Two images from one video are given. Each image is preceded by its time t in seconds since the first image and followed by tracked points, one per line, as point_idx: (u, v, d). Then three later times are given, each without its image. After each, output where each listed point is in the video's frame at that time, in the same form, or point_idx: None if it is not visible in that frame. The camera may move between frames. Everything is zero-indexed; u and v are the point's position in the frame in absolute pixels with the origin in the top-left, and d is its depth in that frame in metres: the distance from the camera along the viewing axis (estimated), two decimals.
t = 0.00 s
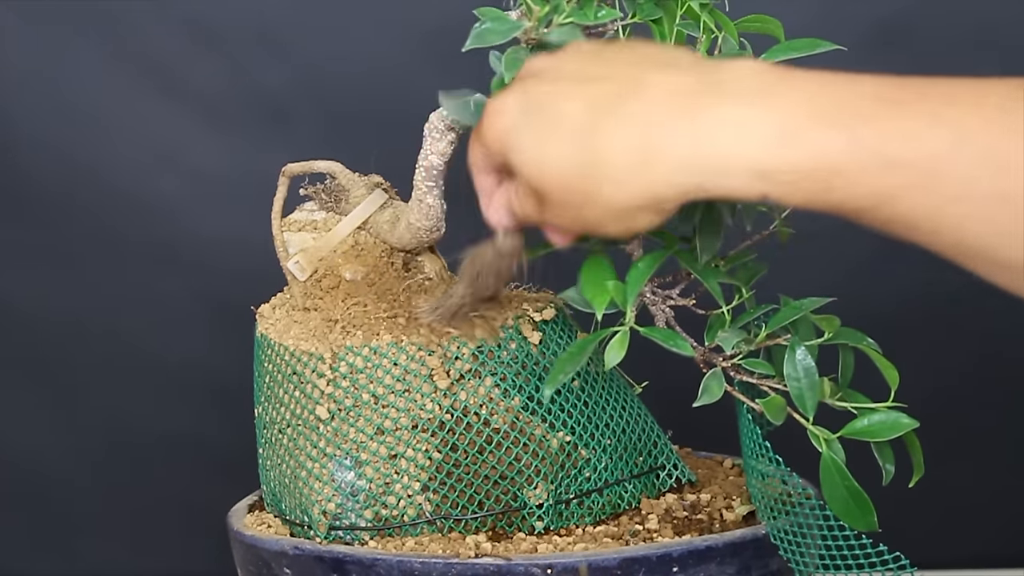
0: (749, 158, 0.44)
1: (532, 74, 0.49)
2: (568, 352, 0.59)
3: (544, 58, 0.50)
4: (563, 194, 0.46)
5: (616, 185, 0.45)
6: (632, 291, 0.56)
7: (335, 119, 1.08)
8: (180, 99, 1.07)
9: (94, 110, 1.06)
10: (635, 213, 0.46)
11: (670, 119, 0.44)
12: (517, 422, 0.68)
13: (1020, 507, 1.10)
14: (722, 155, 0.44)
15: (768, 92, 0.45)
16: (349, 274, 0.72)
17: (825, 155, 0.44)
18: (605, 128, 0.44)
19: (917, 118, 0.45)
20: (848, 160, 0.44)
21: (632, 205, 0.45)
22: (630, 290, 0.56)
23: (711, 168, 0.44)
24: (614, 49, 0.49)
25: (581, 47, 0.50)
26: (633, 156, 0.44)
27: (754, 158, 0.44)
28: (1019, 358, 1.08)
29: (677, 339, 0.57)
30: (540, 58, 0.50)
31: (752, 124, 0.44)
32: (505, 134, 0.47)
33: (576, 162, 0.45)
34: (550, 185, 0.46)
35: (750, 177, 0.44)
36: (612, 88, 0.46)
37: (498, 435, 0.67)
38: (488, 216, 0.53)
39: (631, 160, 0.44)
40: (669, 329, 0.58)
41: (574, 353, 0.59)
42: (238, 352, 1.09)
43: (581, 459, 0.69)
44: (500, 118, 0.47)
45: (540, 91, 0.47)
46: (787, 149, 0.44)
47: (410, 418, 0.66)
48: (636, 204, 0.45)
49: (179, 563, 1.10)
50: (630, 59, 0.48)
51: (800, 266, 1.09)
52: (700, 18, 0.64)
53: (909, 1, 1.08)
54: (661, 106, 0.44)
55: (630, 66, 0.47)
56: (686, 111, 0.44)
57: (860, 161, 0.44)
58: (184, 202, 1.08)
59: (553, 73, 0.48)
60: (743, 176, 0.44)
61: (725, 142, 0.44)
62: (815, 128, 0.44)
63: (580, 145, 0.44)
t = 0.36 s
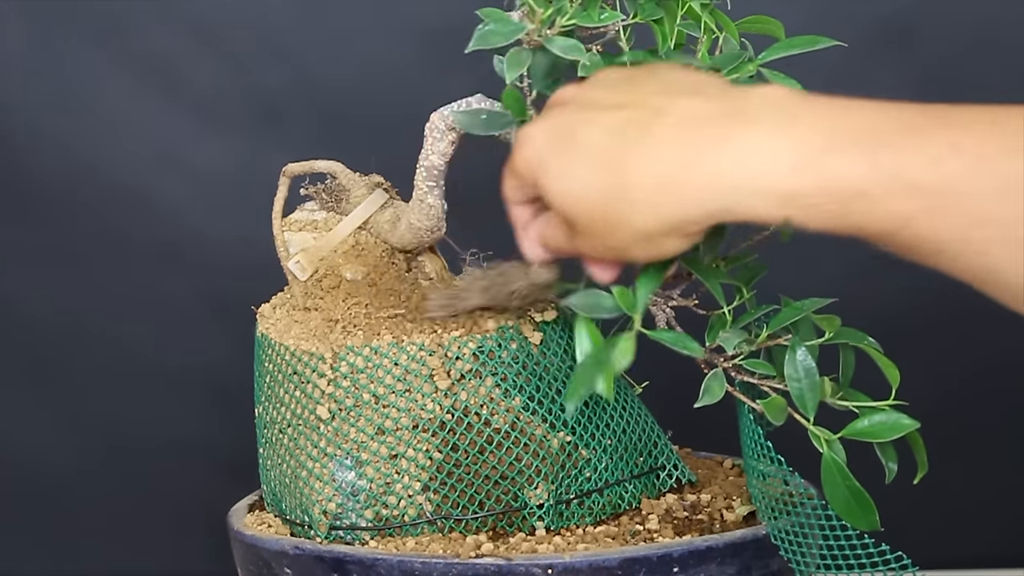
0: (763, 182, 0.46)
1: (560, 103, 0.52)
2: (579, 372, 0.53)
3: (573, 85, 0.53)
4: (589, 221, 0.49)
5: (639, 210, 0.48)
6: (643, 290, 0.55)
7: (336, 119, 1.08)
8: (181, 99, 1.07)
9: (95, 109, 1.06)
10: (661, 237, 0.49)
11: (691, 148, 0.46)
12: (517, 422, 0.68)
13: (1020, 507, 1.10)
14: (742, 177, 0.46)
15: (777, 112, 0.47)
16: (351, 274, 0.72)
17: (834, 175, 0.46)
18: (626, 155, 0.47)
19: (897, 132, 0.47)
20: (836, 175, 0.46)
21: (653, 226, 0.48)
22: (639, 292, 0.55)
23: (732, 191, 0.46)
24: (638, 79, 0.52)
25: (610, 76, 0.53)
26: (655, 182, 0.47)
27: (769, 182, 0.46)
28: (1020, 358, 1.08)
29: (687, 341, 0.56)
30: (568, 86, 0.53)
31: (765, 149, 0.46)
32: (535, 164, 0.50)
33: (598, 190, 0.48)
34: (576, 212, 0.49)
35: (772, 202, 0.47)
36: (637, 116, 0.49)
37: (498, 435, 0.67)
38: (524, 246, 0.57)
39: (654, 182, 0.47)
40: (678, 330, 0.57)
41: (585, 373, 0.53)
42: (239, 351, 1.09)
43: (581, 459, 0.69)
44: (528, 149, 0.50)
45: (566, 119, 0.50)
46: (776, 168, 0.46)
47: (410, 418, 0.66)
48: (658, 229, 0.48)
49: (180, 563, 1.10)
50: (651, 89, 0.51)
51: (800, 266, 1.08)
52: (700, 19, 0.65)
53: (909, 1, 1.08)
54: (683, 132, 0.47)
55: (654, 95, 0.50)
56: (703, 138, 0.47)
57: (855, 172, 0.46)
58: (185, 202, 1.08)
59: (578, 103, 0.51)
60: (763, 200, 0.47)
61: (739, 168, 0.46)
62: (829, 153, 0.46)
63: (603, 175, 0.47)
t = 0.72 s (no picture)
0: (749, 214, 0.45)
1: (543, 117, 0.50)
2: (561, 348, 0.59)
3: (558, 101, 0.52)
4: (567, 236, 0.47)
5: (622, 235, 0.46)
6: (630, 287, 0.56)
7: (335, 120, 1.08)
8: (180, 100, 1.07)
9: (94, 109, 1.06)
10: (638, 259, 0.47)
11: (676, 175, 0.45)
12: (517, 421, 0.68)
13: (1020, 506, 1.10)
14: (724, 204, 0.45)
15: (766, 142, 0.46)
16: (349, 274, 0.73)
17: (816, 206, 0.45)
18: (608, 175, 0.45)
19: (893, 139, 0.46)
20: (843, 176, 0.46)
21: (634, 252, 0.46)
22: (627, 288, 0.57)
23: (717, 224, 0.45)
24: (623, 100, 0.51)
25: (593, 94, 0.52)
26: (643, 209, 0.45)
27: (754, 214, 0.45)
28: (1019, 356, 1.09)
29: (673, 339, 0.57)
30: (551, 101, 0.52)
31: (751, 178, 0.45)
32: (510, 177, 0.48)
33: (578, 209, 0.46)
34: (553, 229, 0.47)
35: (750, 230, 0.45)
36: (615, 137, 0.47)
37: (498, 434, 0.67)
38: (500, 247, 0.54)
39: (637, 210, 0.45)
40: (668, 329, 0.58)
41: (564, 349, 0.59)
42: (238, 352, 1.09)
43: (581, 458, 0.69)
44: (509, 161, 0.48)
45: (544, 135, 0.48)
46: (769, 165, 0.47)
47: (410, 418, 0.66)
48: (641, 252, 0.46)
49: (179, 563, 1.10)
50: (634, 109, 0.49)
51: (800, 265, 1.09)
52: (698, 18, 0.65)
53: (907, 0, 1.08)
54: (669, 157, 0.45)
55: (640, 117, 0.48)
56: (685, 164, 0.45)
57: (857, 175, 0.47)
58: (184, 203, 1.08)
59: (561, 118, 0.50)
60: (745, 230, 0.45)
61: (726, 198, 0.44)
62: (809, 178, 0.45)
63: (582, 195, 0.45)
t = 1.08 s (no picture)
0: (744, 204, 0.45)
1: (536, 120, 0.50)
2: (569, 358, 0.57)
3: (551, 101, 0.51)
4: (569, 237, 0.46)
5: (617, 230, 0.45)
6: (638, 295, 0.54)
7: (336, 119, 1.08)
8: (181, 100, 1.07)
9: (94, 109, 1.06)
10: (636, 255, 0.47)
11: (673, 165, 0.45)
12: (517, 421, 0.68)
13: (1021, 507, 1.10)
14: (723, 194, 0.44)
15: (763, 134, 0.46)
16: (349, 274, 0.73)
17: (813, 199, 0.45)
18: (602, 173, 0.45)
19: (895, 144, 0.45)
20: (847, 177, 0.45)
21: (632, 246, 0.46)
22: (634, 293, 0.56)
23: (711, 214, 0.45)
24: (620, 98, 0.50)
25: (592, 93, 0.51)
26: (635, 206, 0.45)
27: (751, 203, 0.45)
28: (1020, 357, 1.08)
29: (678, 349, 0.58)
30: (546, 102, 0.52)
31: (748, 171, 0.45)
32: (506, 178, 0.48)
33: (573, 208, 0.46)
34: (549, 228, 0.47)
35: (748, 219, 0.45)
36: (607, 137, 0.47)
37: (498, 435, 0.67)
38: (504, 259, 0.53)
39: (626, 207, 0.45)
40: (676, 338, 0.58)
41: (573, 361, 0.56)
42: (239, 352, 1.09)
43: (581, 459, 0.69)
44: (509, 164, 0.48)
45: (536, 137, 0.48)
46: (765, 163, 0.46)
47: (410, 418, 0.66)
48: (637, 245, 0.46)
49: (180, 563, 1.10)
50: (631, 106, 0.49)
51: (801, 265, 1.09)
52: (699, 18, 0.65)
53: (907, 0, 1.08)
54: (663, 152, 0.45)
55: (632, 113, 0.48)
56: (684, 154, 0.45)
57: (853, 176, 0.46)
58: (185, 202, 1.08)
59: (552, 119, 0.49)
60: (744, 219, 0.45)
61: (720, 188, 0.44)
62: (810, 171, 0.45)
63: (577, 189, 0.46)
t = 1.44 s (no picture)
0: (735, 208, 0.45)
1: (524, 110, 0.50)
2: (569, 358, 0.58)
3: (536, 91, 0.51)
4: (551, 232, 0.47)
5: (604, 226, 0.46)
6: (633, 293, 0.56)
7: (336, 119, 1.08)
8: (181, 100, 1.07)
9: (94, 109, 1.06)
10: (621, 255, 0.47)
11: (668, 168, 0.45)
12: (517, 421, 0.68)
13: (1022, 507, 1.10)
14: (717, 200, 0.45)
15: (765, 136, 0.46)
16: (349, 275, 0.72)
17: (805, 204, 0.45)
18: (591, 169, 0.45)
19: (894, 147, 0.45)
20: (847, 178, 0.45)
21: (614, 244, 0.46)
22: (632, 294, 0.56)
23: (707, 217, 0.45)
24: (608, 93, 0.50)
25: (576, 87, 0.51)
26: (623, 202, 0.45)
27: (742, 207, 0.45)
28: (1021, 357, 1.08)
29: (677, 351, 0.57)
30: (533, 92, 0.51)
31: (737, 175, 0.45)
32: (498, 172, 0.48)
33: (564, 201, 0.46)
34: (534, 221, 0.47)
35: (740, 224, 0.46)
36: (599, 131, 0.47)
37: (498, 435, 0.67)
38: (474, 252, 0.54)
39: (615, 207, 0.45)
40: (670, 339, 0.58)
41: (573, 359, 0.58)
42: (239, 352, 1.09)
43: (581, 459, 0.69)
44: (492, 154, 0.48)
45: (525, 128, 0.48)
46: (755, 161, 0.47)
47: (410, 418, 0.66)
48: (622, 244, 0.47)
49: (180, 563, 1.10)
50: (617, 102, 0.49)
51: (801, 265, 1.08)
52: (699, 18, 0.65)
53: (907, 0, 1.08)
54: (655, 154, 0.45)
55: (626, 108, 0.48)
56: (681, 156, 0.45)
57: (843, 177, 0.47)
58: (185, 202, 1.08)
59: (541, 110, 0.49)
60: (735, 224, 0.46)
61: (716, 192, 0.45)
62: (808, 173, 0.45)
63: (563, 182, 0.46)
